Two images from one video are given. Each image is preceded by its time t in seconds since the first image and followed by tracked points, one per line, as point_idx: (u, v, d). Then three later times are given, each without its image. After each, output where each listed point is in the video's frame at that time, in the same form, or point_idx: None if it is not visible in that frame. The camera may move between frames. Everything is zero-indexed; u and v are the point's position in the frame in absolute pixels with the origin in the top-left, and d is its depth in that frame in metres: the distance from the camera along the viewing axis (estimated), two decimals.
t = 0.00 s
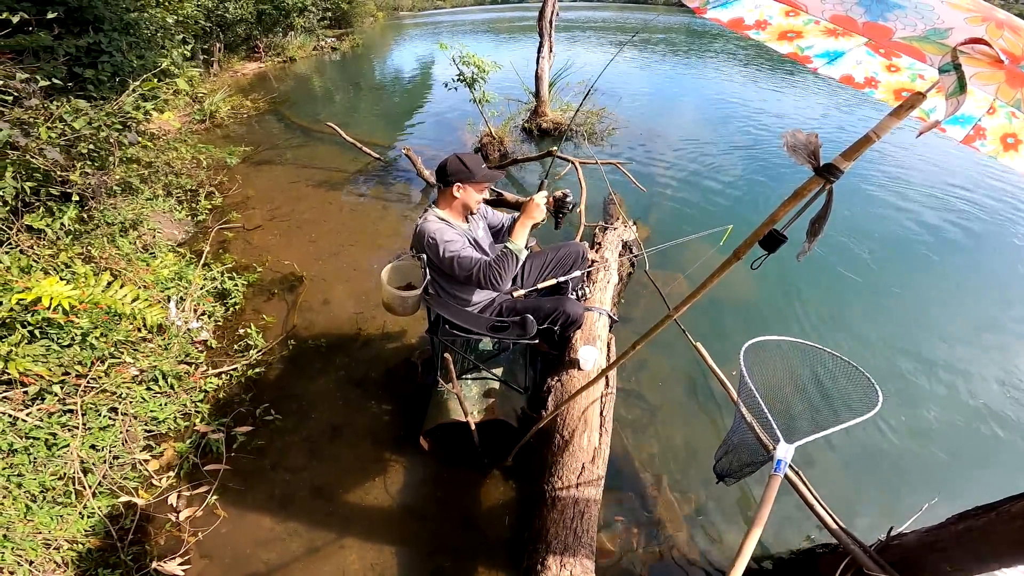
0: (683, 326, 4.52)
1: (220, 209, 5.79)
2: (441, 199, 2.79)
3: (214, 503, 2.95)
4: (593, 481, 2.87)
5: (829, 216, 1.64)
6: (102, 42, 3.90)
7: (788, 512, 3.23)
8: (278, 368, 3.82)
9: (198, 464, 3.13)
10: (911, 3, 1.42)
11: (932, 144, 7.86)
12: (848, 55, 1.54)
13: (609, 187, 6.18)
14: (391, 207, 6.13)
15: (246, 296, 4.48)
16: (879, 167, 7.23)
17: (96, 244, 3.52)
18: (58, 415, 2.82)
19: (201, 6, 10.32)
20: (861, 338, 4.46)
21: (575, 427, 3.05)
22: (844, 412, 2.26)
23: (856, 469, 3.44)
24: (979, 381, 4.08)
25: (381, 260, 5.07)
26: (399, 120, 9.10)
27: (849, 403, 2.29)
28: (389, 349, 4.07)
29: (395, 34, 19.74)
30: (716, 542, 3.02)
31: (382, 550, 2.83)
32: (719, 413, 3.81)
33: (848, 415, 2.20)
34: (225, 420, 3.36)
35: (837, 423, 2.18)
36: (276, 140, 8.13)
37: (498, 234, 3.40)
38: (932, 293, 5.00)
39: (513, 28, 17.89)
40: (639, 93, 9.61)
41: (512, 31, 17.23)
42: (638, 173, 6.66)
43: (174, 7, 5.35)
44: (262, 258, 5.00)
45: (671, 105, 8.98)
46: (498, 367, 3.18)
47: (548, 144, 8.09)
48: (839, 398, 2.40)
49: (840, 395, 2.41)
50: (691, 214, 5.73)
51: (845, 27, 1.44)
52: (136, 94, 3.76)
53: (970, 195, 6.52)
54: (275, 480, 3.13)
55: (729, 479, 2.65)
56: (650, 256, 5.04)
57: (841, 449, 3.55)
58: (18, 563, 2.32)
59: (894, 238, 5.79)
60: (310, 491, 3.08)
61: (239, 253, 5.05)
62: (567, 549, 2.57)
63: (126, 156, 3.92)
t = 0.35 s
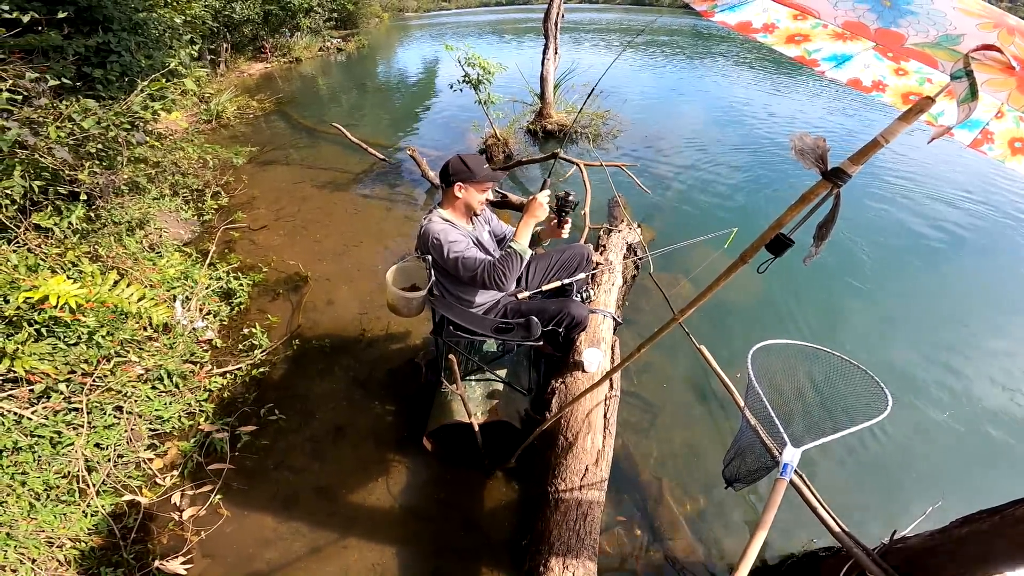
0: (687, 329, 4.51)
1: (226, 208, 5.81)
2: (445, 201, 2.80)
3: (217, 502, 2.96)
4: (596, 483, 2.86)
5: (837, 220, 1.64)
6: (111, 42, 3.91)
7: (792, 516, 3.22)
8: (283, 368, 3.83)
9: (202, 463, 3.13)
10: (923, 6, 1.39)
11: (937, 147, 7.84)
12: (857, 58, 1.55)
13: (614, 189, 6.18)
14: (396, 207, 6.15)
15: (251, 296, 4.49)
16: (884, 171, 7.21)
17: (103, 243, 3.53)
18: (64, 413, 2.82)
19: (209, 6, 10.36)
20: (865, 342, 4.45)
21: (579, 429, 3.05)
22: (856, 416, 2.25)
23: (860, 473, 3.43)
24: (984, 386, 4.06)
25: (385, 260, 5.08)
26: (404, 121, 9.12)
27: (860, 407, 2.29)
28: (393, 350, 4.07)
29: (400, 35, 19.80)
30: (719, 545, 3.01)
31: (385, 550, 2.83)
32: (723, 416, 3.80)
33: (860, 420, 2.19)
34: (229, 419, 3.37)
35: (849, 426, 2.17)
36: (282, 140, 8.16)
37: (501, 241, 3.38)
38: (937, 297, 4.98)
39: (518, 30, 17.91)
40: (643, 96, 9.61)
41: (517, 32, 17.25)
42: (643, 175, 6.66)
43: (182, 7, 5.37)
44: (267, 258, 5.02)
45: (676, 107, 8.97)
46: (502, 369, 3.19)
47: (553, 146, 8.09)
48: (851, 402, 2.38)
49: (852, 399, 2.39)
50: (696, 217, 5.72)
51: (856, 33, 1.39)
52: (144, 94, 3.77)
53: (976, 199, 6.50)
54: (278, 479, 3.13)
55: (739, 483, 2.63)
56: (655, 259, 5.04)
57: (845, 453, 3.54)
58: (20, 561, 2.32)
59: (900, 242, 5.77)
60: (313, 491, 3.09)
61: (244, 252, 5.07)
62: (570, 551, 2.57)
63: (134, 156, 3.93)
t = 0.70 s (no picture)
0: (692, 331, 4.50)
1: (234, 206, 5.84)
2: (453, 201, 2.81)
3: (221, 498, 2.97)
4: (600, 484, 2.86)
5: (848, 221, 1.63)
6: (123, 39, 3.93)
7: (796, 520, 3.21)
8: (288, 366, 3.84)
9: (207, 459, 3.14)
10: (938, 9, 1.40)
11: (946, 150, 7.80)
12: (868, 60, 1.54)
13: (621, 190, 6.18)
14: (402, 207, 6.16)
15: (258, 293, 4.51)
16: (893, 174, 7.17)
17: (113, 239, 3.54)
18: (71, 408, 2.83)
19: (219, 5, 10.42)
20: (872, 346, 4.42)
21: (584, 429, 3.04)
22: (864, 418, 2.23)
23: (865, 477, 3.42)
24: (992, 391, 4.02)
25: (392, 260, 5.09)
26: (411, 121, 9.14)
27: (869, 408, 2.27)
28: (399, 349, 4.08)
29: (408, 35, 19.84)
30: (722, 548, 3.00)
31: (387, 549, 2.83)
32: (728, 419, 3.79)
33: (869, 421, 2.18)
34: (234, 416, 3.38)
35: (858, 428, 2.15)
36: (290, 139, 8.19)
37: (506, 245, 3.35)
38: (945, 301, 4.94)
39: (525, 31, 17.90)
40: (651, 97, 9.60)
41: (524, 33, 17.25)
42: (650, 177, 6.65)
43: (193, 5, 5.39)
44: (274, 256, 5.03)
45: (683, 109, 8.95)
46: (507, 368, 3.19)
47: (559, 147, 8.09)
48: (858, 405, 2.35)
49: (860, 403, 2.36)
50: (703, 219, 5.70)
51: (871, 35, 1.40)
52: (156, 92, 3.79)
53: (986, 203, 6.45)
54: (282, 476, 3.14)
55: (745, 485, 2.62)
56: (661, 260, 5.03)
57: (850, 457, 3.52)
58: (23, 556, 2.33)
59: (908, 246, 5.73)
60: (316, 488, 3.09)
61: (251, 250, 5.09)
62: (573, 551, 2.56)
63: (144, 153, 3.95)
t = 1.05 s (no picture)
0: (698, 334, 4.49)
1: (242, 208, 5.88)
2: (458, 207, 2.85)
3: (227, 499, 2.99)
4: (605, 486, 2.86)
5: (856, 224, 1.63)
6: (134, 42, 3.96)
7: (802, 523, 3.19)
8: (295, 367, 3.86)
9: (214, 460, 3.16)
10: (942, 11, 1.38)
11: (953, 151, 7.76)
12: (875, 62, 1.55)
13: (626, 193, 6.18)
14: (408, 209, 6.18)
15: (266, 295, 4.54)
16: (901, 177, 7.13)
17: (123, 240, 3.58)
18: (80, 408, 2.85)
19: (228, 8, 10.50)
20: (879, 349, 4.40)
21: (589, 432, 3.04)
22: (868, 424, 2.21)
23: (872, 481, 3.40)
24: (1002, 395, 3.99)
25: (398, 261, 5.11)
26: (417, 123, 9.17)
27: (872, 416, 2.25)
28: (405, 351, 4.09)
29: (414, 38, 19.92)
30: (727, 551, 2.99)
31: (392, 550, 2.84)
32: (733, 422, 3.78)
33: (871, 428, 2.16)
34: (241, 417, 3.40)
35: (860, 435, 2.14)
36: (297, 141, 8.24)
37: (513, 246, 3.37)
38: (954, 304, 4.90)
39: (530, 33, 17.93)
40: (657, 99, 9.60)
41: (530, 36, 17.28)
42: (655, 179, 6.65)
43: (203, 8, 5.43)
44: (281, 257, 5.07)
45: (689, 111, 8.94)
46: (513, 371, 3.20)
47: (565, 149, 8.10)
48: (860, 409, 2.36)
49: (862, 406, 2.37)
50: (709, 222, 5.69)
51: (874, 39, 1.37)
52: (166, 94, 3.82)
53: (996, 206, 6.39)
54: (288, 477, 3.15)
55: (745, 491, 2.63)
56: (667, 263, 5.03)
57: (857, 461, 3.51)
58: (31, 555, 2.37)
59: (916, 248, 5.70)
60: (322, 489, 3.10)
61: (259, 251, 5.12)
62: (577, 553, 2.56)
63: (154, 155, 3.99)
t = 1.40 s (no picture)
0: (698, 334, 4.48)
1: (243, 203, 5.88)
2: (458, 205, 2.84)
3: (224, 494, 2.99)
4: (603, 485, 2.85)
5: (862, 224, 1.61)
6: (137, 36, 3.95)
7: (801, 525, 3.18)
8: (293, 362, 3.86)
9: (211, 455, 3.16)
10: (959, 12, 1.35)
11: (956, 153, 7.73)
12: (883, 63, 1.54)
13: (628, 192, 6.16)
14: (409, 206, 6.17)
15: (265, 290, 4.54)
16: (904, 179, 7.11)
17: (124, 234, 3.57)
18: (77, 402, 2.83)
19: (231, 3, 10.48)
20: (881, 352, 4.38)
21: (588, 432, 3.03)
22: (876, 423, 2.20)
23: (872, 483, 3.39)
24: (1003, 399, 3.97)
25: (398, 258, 5.10)
26: (419, 120, 9.16)
27: (880, 416, 2.24)
28: (404, 348, 4.08)
29: (417, 35, 19.89)
30: (724, 552, 2.98)
31: (389, 547, 2.84)
32: (732, 423, 3.77)
33: (880, 428, 2.15)
34: (239, 412, 3.40)
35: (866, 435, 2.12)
36: (299, 136, 8.24)
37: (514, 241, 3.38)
38: (956, 308, 4.89)
39: (534, 31, 17.89)
40: (660, 99, 9.58)
41: (533, 34, 17.25)
42: (657, 179, 6.63)
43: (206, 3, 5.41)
44: (281, 253, 5.06)
45: (692, 111, 8.92)
46: (512, 369, 3.19)
47: (567, 148, 8.08)
48: (873, 408, 2.34)
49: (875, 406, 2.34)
50: (711, 222, 5.68)
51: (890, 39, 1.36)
52: (168, 89, 3.80)
53: (1000, 209, 6.37)
54: (285, 473, 3.15)
55: (751, 488, 2.60)
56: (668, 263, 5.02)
57: (856, 463, 3.50)
58: (25, 550, 2.37)
59: (919, 250, 5.68)
60: (319, 486, 3.10)
61: (259, 247, 5.12)
62: (574, 553, 2.55)
63: (156, 149, 4.00)
